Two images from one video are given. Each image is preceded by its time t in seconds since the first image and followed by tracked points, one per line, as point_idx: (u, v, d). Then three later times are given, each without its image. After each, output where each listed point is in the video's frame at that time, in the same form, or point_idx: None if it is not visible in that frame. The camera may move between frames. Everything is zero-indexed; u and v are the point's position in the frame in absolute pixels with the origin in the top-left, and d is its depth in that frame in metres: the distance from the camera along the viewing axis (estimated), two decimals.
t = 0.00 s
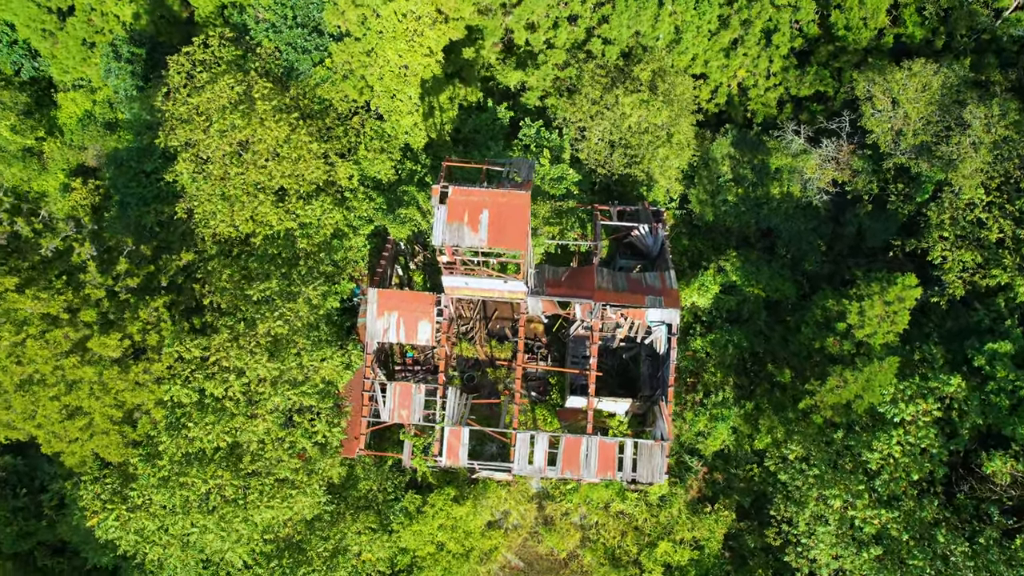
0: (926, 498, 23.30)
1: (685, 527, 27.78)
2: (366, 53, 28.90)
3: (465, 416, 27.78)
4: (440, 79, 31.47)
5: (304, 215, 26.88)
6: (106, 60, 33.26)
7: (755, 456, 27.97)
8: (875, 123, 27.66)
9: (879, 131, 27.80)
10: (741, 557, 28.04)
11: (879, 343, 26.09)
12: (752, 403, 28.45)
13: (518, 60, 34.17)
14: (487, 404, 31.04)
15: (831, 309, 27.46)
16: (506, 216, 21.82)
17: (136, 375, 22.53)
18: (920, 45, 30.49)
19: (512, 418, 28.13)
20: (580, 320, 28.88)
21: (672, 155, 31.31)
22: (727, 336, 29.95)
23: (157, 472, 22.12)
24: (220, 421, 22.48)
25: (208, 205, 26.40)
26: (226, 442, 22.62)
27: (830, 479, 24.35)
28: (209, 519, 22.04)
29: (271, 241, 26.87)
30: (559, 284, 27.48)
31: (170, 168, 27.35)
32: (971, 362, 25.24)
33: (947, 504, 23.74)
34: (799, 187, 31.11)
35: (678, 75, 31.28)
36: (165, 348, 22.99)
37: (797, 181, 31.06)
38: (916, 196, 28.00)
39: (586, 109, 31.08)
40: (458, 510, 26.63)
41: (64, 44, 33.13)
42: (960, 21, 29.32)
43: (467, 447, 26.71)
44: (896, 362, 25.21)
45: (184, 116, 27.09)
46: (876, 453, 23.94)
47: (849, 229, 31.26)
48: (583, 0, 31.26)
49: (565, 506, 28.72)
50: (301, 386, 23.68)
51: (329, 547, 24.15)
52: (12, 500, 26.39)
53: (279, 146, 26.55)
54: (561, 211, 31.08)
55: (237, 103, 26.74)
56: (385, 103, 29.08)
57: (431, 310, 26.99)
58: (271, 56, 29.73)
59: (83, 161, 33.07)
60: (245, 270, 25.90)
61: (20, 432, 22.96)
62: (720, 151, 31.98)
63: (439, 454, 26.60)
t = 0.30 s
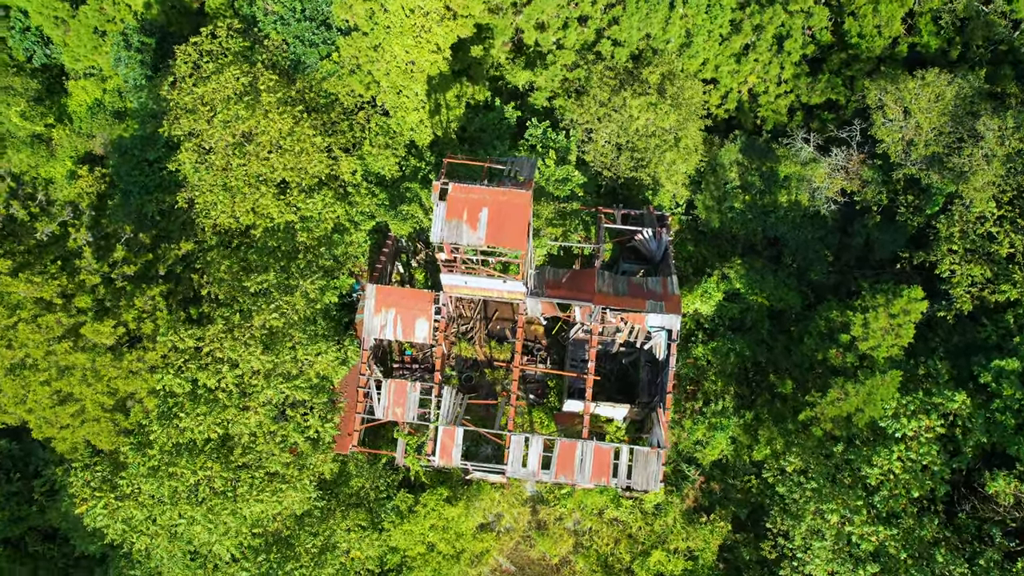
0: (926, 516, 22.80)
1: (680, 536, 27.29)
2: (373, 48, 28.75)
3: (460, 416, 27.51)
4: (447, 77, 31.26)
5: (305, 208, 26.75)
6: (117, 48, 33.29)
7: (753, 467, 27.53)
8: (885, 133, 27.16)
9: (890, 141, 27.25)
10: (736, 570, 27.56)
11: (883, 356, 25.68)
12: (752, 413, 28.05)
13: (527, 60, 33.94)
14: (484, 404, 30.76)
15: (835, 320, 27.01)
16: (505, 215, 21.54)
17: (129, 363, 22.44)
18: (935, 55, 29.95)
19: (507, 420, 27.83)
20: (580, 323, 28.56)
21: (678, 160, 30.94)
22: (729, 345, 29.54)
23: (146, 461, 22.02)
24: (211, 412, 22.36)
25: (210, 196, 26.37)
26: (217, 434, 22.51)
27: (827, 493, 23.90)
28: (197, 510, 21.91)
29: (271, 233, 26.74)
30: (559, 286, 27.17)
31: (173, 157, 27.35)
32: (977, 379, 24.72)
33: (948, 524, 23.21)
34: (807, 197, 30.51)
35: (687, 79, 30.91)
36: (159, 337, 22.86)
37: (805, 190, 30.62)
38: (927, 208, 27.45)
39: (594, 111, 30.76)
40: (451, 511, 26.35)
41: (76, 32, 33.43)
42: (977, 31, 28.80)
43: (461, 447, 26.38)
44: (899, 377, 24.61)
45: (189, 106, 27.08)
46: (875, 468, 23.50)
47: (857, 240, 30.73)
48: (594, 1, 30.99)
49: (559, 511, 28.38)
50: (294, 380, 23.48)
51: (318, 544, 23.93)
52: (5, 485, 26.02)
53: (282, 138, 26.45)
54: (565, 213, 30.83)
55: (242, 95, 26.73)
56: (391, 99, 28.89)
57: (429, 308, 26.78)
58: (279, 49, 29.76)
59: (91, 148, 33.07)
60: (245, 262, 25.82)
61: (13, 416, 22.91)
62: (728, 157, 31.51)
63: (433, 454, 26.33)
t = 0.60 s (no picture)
0: (925, 535, 22.31)
1: (674, 546, 26.77)
2: (381, 44, 28.62)
3: (455, 417, 27.26)
4: (455, 75, 31.08)
5: (306, 202, 26.64)
6: (127, 38, 33.29)
7: (751, 479, 27.09)
8: (895, 143, 26.84)
9: (900, 150, 26.89)
10: None
11: (886, 369, 25.11)
12: (751, 423, 27.67)
13: (536, 60, 33.72)
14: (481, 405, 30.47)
15: (839, 332, 26.56)
16: (505, 214, 21.27)
17: (122, 352, 22.31)
18: (950, 65, 29.48)
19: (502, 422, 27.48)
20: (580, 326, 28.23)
21: (685, 165, 30.60)
22: (731, 353, 29.12)
23: (137, 451, 21.91)
24: (203, 403, 22.23)
25: (212, 186, 26.31)
26: (208, 425, 22.38)
27: (825, 507, 23.47)
28: (185, 501, 21.78)
29: (271, 225, 26.63)
30: (559, 287, 26.87)
31: (177, 147, 27.34)
32: (983, 397, 24.22)
33: (948, 543, 22.71)
34: (815, 206, 30.06)
35: (697, 84, 30.57)
36: (154, 326, 22.73)
37: (813, 199, 30.20)
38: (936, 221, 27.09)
39: (601, 113, 30.44)
40: (442, 512, 26.04)
41: (87, 21, 32.92)
42: (993, 42, 28.29)
43: (454, 448, 26.17)
44: (901, 392, 24.20)
45: (194, 96, 27.07)
46: (874, 483, 23.05)
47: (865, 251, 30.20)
48: (604, 2, 30.73)
49: (553, 516, 28.08)
50: (287, 373, 23.34)
51: (306, 540, 23.70)
52: None
53: (286, 131, 26.36)
54: (569, 215, 30.56)
55: (247, 86, 26.71)
56: (397, 95, 28.73)
57: (427, 306, 26.55)
58: (286, 41, 29.69)
59: (99, 137, 32.88)
60: (245, 254, 25.73)
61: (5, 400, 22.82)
62: (736, 164, 31.18)
63: (426, 453, 26.08)
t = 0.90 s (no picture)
0: (925, 552, 21.89)
1: (669, 554, 26.50)
2: (387, 40, 28.51)
3: (451, 417, 27.03)
4: (462, 73, 30.92)
5: (308, 196, 26.52)
6: (137, 29, 33.24)
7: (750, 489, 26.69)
8: (905, 152, 26.40)
9: (909, 160, 26.51)
10: None
11: (889, 381, 24.73)
12: (751, 432, 27.27)
13: (545, 60, 33.52)
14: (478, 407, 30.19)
15: (842, 342, 26.16)
16: (505, 212, 21.02)
17: (117, 341, 22.21)
18: (963, 75, 29.04)
19: (498, 423, 27.21)
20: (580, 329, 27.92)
21: (691, 169, 30.25)
22: (733, 361, 28.74)
23: (129, 441, 21.82)
24: (197, 395, 22.12)
25: (213, 178, 26.24)
26: (201, 418, 22.27)
27: (822, 520, 23.10)
28: (176, 494, 21.67)
29: (272, 219, 26.55)
30: (559, 289, 26.56)
31: (180, 138, 27.30)
32: (988, 412, 23.77)
33: (948, 561, 22.28)
34: (821, 215, 29.80)
35: (705, 88, 30.26)
36: (149, 316, 22.63)
37: (820, 207, 29.82)
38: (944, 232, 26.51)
39: (608, 115, 30.14)
40: (435, 513, 25.76)
41: (98, 11, 33.08)
42: (1008, 52, 27.85)
43: (449, 448, 25.88)
44: (901, 406, 23.84)
45: (199, 87, 27.03)
46: (874, 497, 22.70)
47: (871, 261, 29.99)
48: (613, 4, 30.50)
49: (547, 520, 27.72)
50: (282, 367, 23.18)
51: (296, 536, 23.43)
52: None
53: (289, 124, 26.26)
54: (572, 217, 30.28)
55: (251, 79, 26.68)
56: (402, 92, 28.59)
57: (426, 304, 26.34)
58: (293, 35, 29.62)
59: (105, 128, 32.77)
60: (245, 247, 25.66)
61: None
62: (744, 170, 30.87)
63: (420, 452, 25.83)
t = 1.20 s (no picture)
0: (923, 570, 21.46)
1: (663, 564, 25.71)
2: (395, 36, 28.41)
3: (446, 417, 26.79)
4: (469, 72, 30.78)
5: (310, 190, 26.41)
6: (148, 20, 33.14)
7: (747, 499, 26.18)
8: (915, 161, 26.09)
9: (918, 169, 26.19)
10: None
11: (891, 395, 24.33)
12: (750, 442, 26.86)
13: (554, 61, 33.30)
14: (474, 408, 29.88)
15: (845, 354, 25.76)
16: (504, 211, 20.80)
17: (113, 330, 22.14)
18: (977, 86, 28.58)
19: (494, 424, 26.97)
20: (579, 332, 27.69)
21: (697, 174, 29.92)
22: (734, 370, 28.35)
23: (121, 430, 21.75)
24: (189, 386, 22.03)
25: (216, 169, 26.21)
26: (193, 409, 22.18)
27: (819, 533, 22.73)
28: (166, 484, 21.64)
29: (273, 212, 26.48)
30: (559, 291, 26.28)
31: (184, 128, 27.29)
32: (993, 430, 23.31)
33: None
34: (829, 224, 29.35)
35: (713, 93, 29.94)
36: (145, 305, 22.57)
37: (827, 216, 29.42)
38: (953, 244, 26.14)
39: (615, 118, 29.85)
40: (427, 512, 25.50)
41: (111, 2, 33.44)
42: None
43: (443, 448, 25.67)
44: (903, 419, 23.48)
45: (205, 79, 27.04)
46: (872, 512, 22.39)
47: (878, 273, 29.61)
48: (623, 5, 30.24)
49: (540, 524, 26.89)
50: (276, 361, 23.07)
51: (285, 532, 23.50)
52: None
53: (292, 118, 26.20)
54: (576, 219, 29.93)
55: (256, 71, 26.69)
56: (409, 90, 28.44)
57: (423, 302, 26.03)
58: (301, 30, 29.58)
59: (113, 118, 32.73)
60: (245, 240, 25.59)
61: None
62: (751, 176, 30.53)
63: (413, 452, 25.60)
